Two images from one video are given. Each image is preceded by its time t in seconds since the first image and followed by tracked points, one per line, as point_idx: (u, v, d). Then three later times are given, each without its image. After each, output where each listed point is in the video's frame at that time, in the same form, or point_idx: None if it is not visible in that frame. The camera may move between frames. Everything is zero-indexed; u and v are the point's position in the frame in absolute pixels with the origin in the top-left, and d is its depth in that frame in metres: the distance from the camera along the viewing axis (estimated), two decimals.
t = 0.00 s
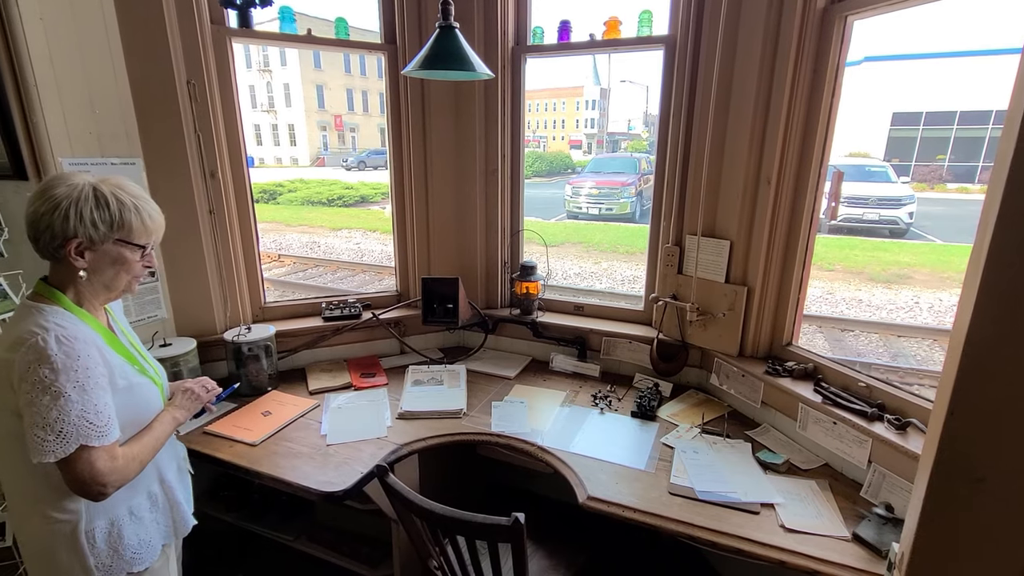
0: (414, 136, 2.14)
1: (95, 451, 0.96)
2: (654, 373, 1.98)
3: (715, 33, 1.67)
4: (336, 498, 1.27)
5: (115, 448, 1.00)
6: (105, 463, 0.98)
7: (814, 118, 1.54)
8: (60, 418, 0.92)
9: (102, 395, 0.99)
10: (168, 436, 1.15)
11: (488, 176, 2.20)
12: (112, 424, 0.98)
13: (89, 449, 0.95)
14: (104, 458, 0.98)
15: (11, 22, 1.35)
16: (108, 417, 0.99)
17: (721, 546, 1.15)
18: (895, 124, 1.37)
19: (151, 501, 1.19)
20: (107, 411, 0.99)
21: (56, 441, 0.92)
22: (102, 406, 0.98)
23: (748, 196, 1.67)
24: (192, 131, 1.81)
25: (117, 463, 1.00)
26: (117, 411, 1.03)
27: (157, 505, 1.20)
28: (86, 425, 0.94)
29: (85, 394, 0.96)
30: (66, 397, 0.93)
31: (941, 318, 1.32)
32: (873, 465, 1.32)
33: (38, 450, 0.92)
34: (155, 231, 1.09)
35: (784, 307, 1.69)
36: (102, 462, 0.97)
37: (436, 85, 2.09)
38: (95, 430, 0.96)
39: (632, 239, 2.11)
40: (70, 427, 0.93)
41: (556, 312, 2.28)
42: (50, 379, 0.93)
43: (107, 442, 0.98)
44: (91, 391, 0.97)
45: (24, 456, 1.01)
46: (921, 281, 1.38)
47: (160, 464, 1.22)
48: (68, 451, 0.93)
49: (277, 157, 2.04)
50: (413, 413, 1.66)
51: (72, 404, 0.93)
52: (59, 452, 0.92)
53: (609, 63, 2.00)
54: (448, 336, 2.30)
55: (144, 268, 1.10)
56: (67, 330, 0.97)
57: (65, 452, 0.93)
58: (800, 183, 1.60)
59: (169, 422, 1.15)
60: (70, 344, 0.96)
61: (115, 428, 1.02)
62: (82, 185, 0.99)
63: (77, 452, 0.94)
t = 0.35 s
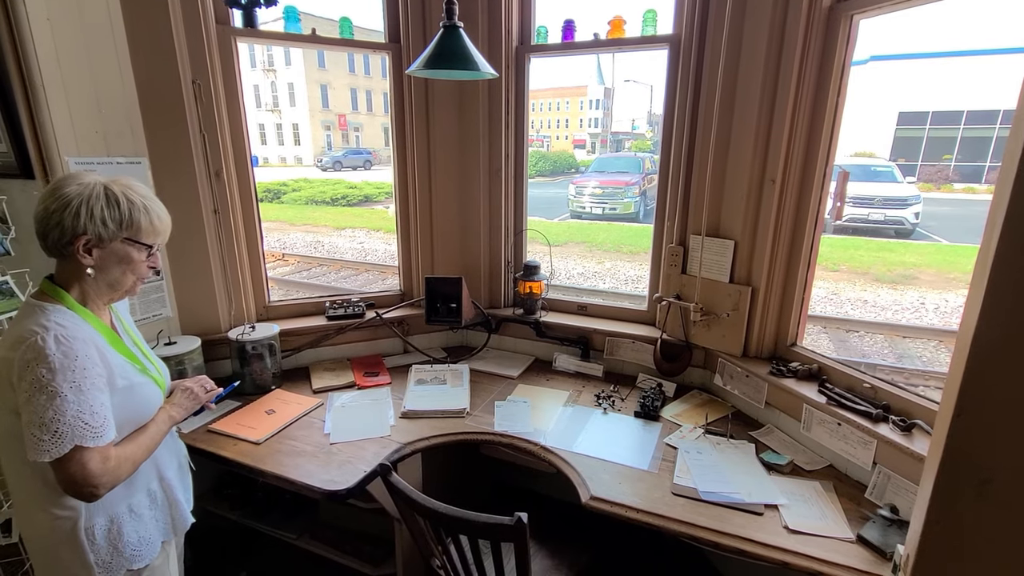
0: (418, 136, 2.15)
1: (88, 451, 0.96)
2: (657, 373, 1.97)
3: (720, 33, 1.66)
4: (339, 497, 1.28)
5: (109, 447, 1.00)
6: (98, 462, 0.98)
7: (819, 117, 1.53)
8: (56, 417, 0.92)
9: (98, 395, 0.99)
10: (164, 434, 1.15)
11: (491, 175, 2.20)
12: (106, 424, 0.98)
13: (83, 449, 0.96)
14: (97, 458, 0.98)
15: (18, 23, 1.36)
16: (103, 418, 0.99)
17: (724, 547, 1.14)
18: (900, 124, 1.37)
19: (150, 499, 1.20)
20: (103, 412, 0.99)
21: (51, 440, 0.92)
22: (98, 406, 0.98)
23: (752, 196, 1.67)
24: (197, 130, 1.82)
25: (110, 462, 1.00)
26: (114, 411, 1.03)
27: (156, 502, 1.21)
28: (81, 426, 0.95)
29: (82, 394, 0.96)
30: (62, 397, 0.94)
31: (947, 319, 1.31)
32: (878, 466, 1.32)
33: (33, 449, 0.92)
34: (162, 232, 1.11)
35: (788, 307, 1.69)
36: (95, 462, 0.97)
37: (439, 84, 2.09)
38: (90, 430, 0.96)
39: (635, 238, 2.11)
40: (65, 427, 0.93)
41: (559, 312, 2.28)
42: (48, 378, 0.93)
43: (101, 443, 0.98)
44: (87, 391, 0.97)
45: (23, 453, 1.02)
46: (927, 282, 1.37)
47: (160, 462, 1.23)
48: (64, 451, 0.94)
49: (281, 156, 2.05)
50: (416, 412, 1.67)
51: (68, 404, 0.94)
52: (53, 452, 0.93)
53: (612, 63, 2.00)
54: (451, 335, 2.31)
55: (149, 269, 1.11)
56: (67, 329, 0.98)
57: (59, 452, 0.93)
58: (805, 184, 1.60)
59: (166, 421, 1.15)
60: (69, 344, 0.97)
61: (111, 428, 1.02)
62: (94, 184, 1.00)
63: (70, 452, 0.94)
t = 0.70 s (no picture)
0: (423, 135, 2.15)
1: (93, 450, 0.97)
2: (661, 374, 1.97)
3: (725, 32, 1.66)
4: (343, 496, 1.28)
5: (115, 446, 1.01)
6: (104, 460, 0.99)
7: (826, 117, 1.52)
8: (61, 414, 0.93)
9: (104, 393, 1.00)
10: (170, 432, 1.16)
11: (496, 175, 2.20)
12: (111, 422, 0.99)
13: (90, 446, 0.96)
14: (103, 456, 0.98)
15: (27, 25, 1.37)
16: (108, 416, 1.00)
17: (728, 549, 1.14)
18: (907, 124, 1.36)
19: (153, 497, 1.20)
20: (109, 409, 1.00)
21: (56, 436, 0.93)
22: (104, 404, 0.99)
23: (757, 196, 1.66)
24: (203, 130, 1.83)
25: (116, 460, 1.01)
26: (120, 409, 1.03)
27: (158, 502, 1.21)
28: (86, 423, 0.95)
29: (88, 391, 0.96)
30: (68, 394, 0.94)
31: (954, 321, 1.30)
32: (884, 468, 1.31)
33: (39, 445, 0.93)
34: (170, 230, 1.11)
35: (794, 307, 1.68)
36: (101, 460, 0.98)
37: (444, 83, 2.09)
38: (95, 428, 0.96)
39: (640, 238, 2.10)
40: (70, 424, 0.93)
41: (563, 312, 2.28)
42: (54, 375, 0.94)
43: (106, 440, 0.98)
44: (93, 388, 0.98)
45: (31, 449, 1.03)
46: (934, 283, 1.36)
47: (164, 460, 1.24)
48: (69, 449, 0.94)
49: (286, 156, 2.05)
50: (419, 412, 1.67)
51: (73, 401, 0.94)
52: (58, 448, 0.93)
53: (617, 62, 1.99)
54: (455, 335, 2.31)
55: (157, 267, 1.11)
56: (75, 327, 0.99)
57: (64, 449, 0.94)
58: (811, 185, 1.59)
59: (172, 420, 1.16)
60: (77, 341, 0.98)
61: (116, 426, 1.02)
62: (101, 183, 1.01)
63: (76, 449, 0.95)
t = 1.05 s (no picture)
0: (426, 135, 2.15)
1: (101, 448, 0.97)
2: (665, 374, 1.96)
3: (729, 30, 1.65)
4: (346, 495, 1.28)
5: (122, 443, 1.01)
6: (111, 458, 0.99)
7: (830, 116, 1.52)
8: (72, 411, 0.93)
9: (113, 390, 1.00)
10: (176, 430, 1.16)
11: (499, 175, 2.20)
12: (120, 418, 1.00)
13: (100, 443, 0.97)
14: (109, 455, 0.99)
15: (30, 23, 1.39)
16: (118, 412, 1.00)
17: (733, 549, 1.13)
18: (913, 122, 1.35)
19: (160, 495, 1.21)
20: (118, 406, 1.01)
21: (68, 433, 0.93)
22: (113, 401, 0.99)
23: (762, 196, 1.65)
24: (207, 130, 1.84)
25: (123, 458, 1.01)
26: (128, 405, 1.04)
27: (165, 499, 1.22)
28: (97, 419, 0.96)
29: (97, 388, 0.97)
30: (79, 391, 0.95)
31: (960, 321, 1.29)
32: (889, 469, 1.30)
33: (51, 442, 0.93)
34: (169, 230, 1.10)
35: (798, 307, 1.67)
36: (107, 458, 0.98)
37: (448, 83, 2.09)
38: (106, 424, 0.97)
39: (643, 238, 2.10)
40: (81, 421, 0.94)
41: (566, 311, 2.27)
42: (64, 372, 0.94)
43: (116, 437, 0.99)
44: (103, 385, 0.98)
45: (40, 448, 1.03)
46: (939, 283, 1.35)
47: (169, 458, 1.24)
48: (80, 445, 0.95)
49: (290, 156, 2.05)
50: (422, 411, 1.67)
51: (84, 398, 0.95)
52: (70, 445, 0.94)
53: (621, 61, 1.99)
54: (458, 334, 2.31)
55: (157, 268, 1.11)
56: (82, 324, 0.99)
57: (76, 446, 0.94)
58: (815, 184, 1.58)
59: (178, 418, 1.16)
60: (85, 338, 0.98)
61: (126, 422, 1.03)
62: (97, 185, 1.00)
63: (86, 446, 0.95)
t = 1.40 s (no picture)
0: (430, 135, 2.15)
1: (108, 447, 0.98)
2: (668, 374, 1.96)
3: (733, 30, 1.65)
4: (350, 494, 1.29)
5: (129, 442, 1.02)
6: (119, 455, 0.99)
7: (835, 115, 1.51)
8: (80, 410, 0.94)
9: (120, 390, 1.01)
10: (183, 429, 1.17)
11: (502, 174, 2.21)
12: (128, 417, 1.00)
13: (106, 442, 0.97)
14: (116, 454, 0.99)
15: (38, 24, 1.39)
16: (125, 412, 1.01)
17: (738, 550, 1.13)
18: (918, 121, 1.34)
19: (167, 493, 1.21)
20: (125, 406, 1.01)
21: (75, 433, 0.94)
22: (120, 400, 1.00)
23: (766, 195, 1.65)
24: (212, 130, 1.84)
25: (130, 456, 1.02)
26: (135, 404, 1.05)
27: (172, 497, 1.23)
28: (105, 419, 0.97)
29: (105, 388, 0.98)
30: (87, 391, 0.95)
31: (966, 321, 1.29)
32: (894, 470, 1.29)
33: (60, 441, 0.94)
34: (161, 235, 1.06)
35: (803, 307, 1.67)
36: (114, 456, 0.99)
37: (451, 82, 2.09)
38: (114, 424, 0.98)
39: (647, 238, 2.10)
40: (90, 421, 0.95)
41: (570, 311, 2.27)
42: (71, 372, 0.95)
43: (123, 436, 1.00)
44: (110, 385, 0.99)
45: (49, 447, 1.04)
46: (945, 283, 1.34)
47: (177, 456, 1.25)
48: (89, 445, 0.95)
49: (294, 156, 2.06)
50: (426, 411, 1.67)
51: (91, 398, 0.96)
52: (79, 445, 0.94)
53: (624, 61, 1.99)
54: (462, 334, 2.32)
55: (153, 273, 1.09)
56: (89, 325, 1.00)
57: (85, 445, 0.95)
58: (820, 183, 1.57)
59: (184, 417, 1.17)
60: (92, 339, 0.99)
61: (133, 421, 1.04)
62: (80, 193, 0.96)
63: (95, 444, 0.96)
